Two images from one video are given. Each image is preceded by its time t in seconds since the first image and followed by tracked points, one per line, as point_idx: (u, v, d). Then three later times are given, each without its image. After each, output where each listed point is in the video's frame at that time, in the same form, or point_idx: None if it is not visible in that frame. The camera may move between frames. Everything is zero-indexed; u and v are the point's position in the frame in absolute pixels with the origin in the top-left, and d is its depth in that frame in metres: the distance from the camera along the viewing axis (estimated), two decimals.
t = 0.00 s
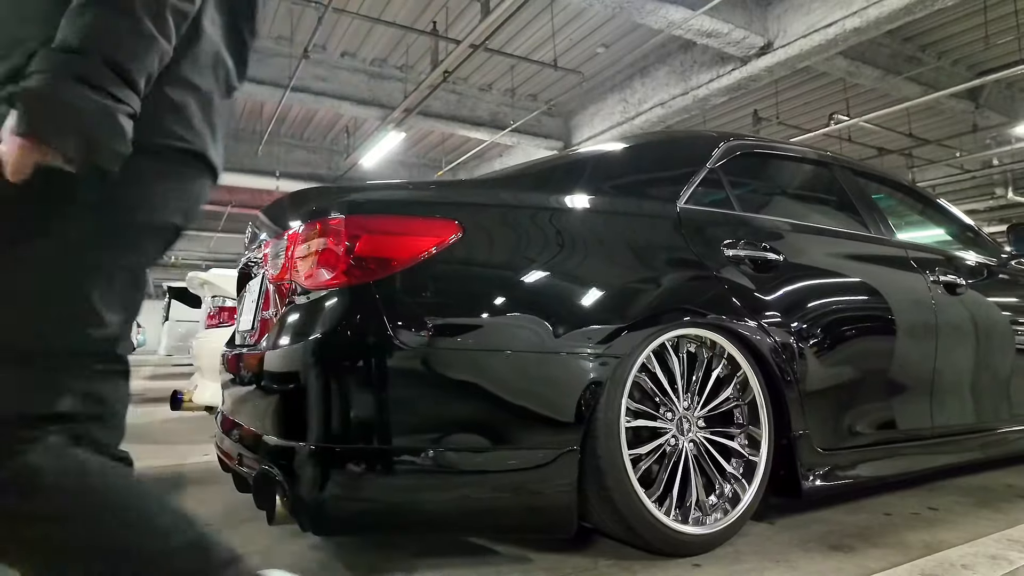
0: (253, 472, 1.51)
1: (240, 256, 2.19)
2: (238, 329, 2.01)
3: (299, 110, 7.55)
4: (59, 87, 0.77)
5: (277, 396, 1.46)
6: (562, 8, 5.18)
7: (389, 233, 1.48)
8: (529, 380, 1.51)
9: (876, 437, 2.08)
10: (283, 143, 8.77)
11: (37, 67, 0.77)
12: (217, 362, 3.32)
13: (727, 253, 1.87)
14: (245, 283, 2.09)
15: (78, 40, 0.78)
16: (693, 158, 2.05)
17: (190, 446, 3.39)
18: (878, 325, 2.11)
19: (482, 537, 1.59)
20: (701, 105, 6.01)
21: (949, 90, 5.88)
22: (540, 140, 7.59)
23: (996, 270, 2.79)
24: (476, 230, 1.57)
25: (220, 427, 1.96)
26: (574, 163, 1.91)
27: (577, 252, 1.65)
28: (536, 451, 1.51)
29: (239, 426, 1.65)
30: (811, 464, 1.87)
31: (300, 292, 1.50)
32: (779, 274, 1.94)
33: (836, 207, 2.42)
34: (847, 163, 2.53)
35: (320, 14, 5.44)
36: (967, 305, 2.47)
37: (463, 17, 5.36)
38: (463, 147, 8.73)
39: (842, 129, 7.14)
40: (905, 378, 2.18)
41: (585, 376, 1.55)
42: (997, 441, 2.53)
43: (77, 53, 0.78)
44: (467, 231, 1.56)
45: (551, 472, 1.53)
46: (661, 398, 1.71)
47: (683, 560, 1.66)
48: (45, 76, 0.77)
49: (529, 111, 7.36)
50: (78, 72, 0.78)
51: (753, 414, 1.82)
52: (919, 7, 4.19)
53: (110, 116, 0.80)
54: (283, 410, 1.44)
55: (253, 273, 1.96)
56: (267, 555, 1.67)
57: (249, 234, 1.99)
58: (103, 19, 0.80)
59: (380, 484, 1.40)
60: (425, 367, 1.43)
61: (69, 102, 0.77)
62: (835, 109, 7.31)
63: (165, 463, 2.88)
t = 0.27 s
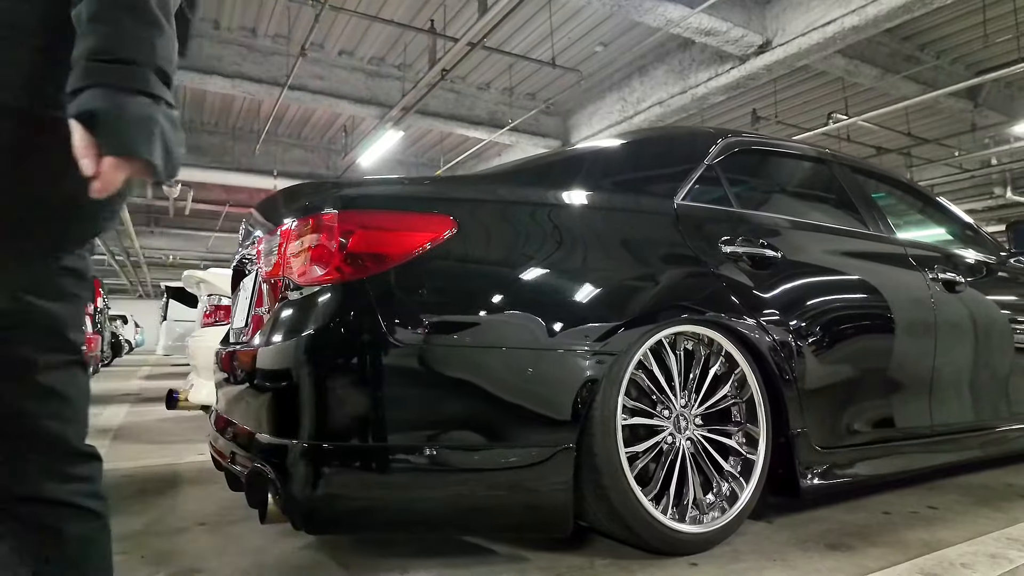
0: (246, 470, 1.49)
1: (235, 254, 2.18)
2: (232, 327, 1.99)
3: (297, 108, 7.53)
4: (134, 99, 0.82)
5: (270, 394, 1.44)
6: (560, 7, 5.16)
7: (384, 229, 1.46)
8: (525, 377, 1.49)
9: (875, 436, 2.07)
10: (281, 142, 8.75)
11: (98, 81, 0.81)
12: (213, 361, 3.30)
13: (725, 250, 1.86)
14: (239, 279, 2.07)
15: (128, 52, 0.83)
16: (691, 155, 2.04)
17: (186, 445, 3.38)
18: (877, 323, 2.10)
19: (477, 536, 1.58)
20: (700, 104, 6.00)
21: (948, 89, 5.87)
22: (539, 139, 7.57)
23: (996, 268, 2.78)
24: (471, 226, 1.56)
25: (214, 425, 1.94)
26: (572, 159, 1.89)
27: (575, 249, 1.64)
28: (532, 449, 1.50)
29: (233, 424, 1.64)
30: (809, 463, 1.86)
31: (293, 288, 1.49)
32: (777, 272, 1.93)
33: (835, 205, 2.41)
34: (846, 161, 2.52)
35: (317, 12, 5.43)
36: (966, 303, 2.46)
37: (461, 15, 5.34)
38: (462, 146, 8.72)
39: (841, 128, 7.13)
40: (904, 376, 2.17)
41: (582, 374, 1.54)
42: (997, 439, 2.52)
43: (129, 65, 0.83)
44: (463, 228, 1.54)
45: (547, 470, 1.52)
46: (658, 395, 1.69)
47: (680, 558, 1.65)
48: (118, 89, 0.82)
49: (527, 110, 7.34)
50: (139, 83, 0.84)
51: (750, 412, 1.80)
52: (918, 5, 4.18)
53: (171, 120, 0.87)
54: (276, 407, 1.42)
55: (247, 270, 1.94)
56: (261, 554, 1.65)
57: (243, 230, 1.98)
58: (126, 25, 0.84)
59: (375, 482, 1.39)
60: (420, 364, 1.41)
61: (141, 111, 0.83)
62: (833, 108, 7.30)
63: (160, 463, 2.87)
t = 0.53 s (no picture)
0: (240, 467, 1.48)
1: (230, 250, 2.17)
2: (227, 324, 1.98)
3: (295, 107, 7.52)
4: (180, 89, 0.85)
5: (264, 391, 1.43)
6: (557, 6, 5.16)
7: (379, 224, 1.45)
8: (521, 374, 1.48)
9: (872, 433, 2.06)
10: (278, 141, 8.74)
11: (141, 75, 0.82)
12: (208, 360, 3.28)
13: (722, 247, 1.85)
14: (233, 277, 2.06)
15: (163, 39, 0.84)
16: (688, 152, 2.03)
17: (182, 444, 3.36)
18: (875, 321, 2.10)
19: (472, 533, 1.57)
20: (698, 102, 6.00)
21: (946, 88, 5.87)
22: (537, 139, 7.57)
23: (993, 266, 2.77)
24: (467, 222, 1.55)
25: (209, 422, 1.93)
26: (569, 155, 1.88)
27: (572, 245, 1.63)
28: (528, 445, 1.49)
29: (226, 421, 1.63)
30: (807, 460, 1.85)
31: (287, 283, 1.48)
32: (775, 269, 1.92)
33: (833, 203, 2.40)
34: (844, 158, 2.51)
35: (314, 10, 5.41)
36: (964, 301, 2.45)
37: (459, 13, 5.34)
38: (460, 146, 8.71)
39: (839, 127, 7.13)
40: (902, 373, 2.16)
41: (578, 371, 1.53)
42: (994, 437, 2.52)
43: (164, 54, 0.84)
44: (460, 223, 1.53)
45: (543, 468, 1.51)
46: (654, 392, 1.68)
47: (677, 556, 1.64)
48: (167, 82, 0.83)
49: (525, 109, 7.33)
50: (179, 73, 0.85)
51: (748, 409, 1.80)
52: (915, 4, 4.18)
53: (211, 100, 0.90)
54: (269, 403, 1.41)
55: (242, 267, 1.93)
56: (255, 553, 1.64)
57: (236, 226, 1.96)
58: (145, 15, 0.84)
59: (370, 479, 1.38)
60: (415, 361, 1.40)
61: (188, 99, 0.85)
62: (832, 107, 7.30)
63: (156, 461, 2.85)
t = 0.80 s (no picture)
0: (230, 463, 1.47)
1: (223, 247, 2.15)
2: (220, 320, 1.97)
3: (291, 106, 7.50)
4: (195, 71, 0.93)
5: (255, 386, 1.42)
6: (554, 4, 5.15)
7: (371, 218, 1.44)
8: (515, 370, 1.47)
9: (868, 431, 2.06)
10: (275, 140, 8.71)
11: (158, 62, 0.89)
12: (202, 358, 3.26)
13: (717, 243, 1.85)
14: (227, 273, 2.05)
15: (166, 22, 0.91)
16: (684, 148, 2.02)
17: (175, 443, 3.34)
18: (871, 318, 2.09)
19: (465, 531, 1.56)
20: (695, 101, 6.00)
21: (942, 87, 5.87)
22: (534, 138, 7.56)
23: (989, 264, 2.77)
24: (461, 217, 1.53)
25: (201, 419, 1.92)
26: (564, 150, 1.87)
27: (567, 241, 1.62)
28: (522, 442, 1.48)
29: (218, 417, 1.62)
30: (802, 457, 1.85)
31: (279, 278, 1.47)
32: (771, 266, 1.92)
33: (830, 201, 2.39)
34: (841, 156, 2.50)
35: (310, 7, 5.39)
36: (960, 298, 2.45)
37: (456, 11, 5.32)
38: (457, 145, 8.70)
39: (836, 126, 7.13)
40: (898, 371, 2.16)
41: (572, 368, 1.52)
42: (990, 435, 2.52)
43: (172, 39, 0.91)
44: (455, 218, 1.52)
45: (537, 464, 1.50)
46: (649, 389, 1.68)
47: (671, 553, 1.64)
48: (180, 62, 0.90)
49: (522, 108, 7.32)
50: (188, 54, 0.93)
51: (742, 406, 1.79)
52: (911, 3, 4.19)
53: (214, 74, 0.98)
54: (260, 399, 1.40)
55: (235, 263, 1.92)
56: (247, 550, 1.63)
57: (229, 222, 1.95)
58: None
59: (362, 476, 1.37)
60: (408, 357, 1.39)
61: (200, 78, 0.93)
62: (828, 106, 7.30)
63: (149, 459, 2.83)
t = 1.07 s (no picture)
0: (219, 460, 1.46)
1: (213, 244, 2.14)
2: (211, 317, 1.96)
3: (285, 104, 7.47)
4: (158, 59, 0.97)
5: (243, 383, 1.42)
6: (549, 2, 5.15)
7: (361, 213, 1.43)
8: (508, 368, 1.46)
9: (861, 427, 2.06)
10: (269, 138, 8.69)
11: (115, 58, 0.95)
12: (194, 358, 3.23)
13: (710, 239, 1.84)
14: (217, 269, 2.04)
15: (121, 7, 0.93)
16: (678, 144, 2.02)
17: (168, 441, 3.32)
18: (864, 315, 2.09)
19: (456, 528, 1.55)
20: (690, 100, 6.01)
21: (935, 87, 5.89)
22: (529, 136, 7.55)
23: (983, 262, 2.78)
24: (453, 212, 1.52)
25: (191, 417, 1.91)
26: (558, 147, 1.86)
27: (560, 237, 1.61)
28: (514, 439, 1.47)
29: (207, 414, 1.61)
30: (794, 454, 1.84)
31: (268, 274, 1.46)
32: (764, 263, 1.91)
33: (825, 199, 2.39)
34: (834, 154, 2.50)
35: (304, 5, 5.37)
36: (952, 296, 2.45)
37: (450, 9, 5.30)
38: (452, 143, 8.68)
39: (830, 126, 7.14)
40: (891, 368, 2.16)
41: (565, 365, 1.51)
42: (983, 432, 2.52)
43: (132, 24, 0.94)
44: (447, 214, 1.51)
45: (528, 461, 1.49)
46: (641, 385, 1.67)
47: (664, 551, 1.63)
48: (139, 50, 0.94)
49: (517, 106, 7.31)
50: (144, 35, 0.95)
51: (735, 402, 1.79)
52: (905, 3, 4.20)
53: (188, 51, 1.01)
54: (248, 396, 1.39)
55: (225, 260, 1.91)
56: (237, 548, 1.62)
57: (219, 218, 1.93)
58: None
59: (352, 474, 1.36)
60: (399, 353, 1.38)
61: (155, 61, 0.97)
62: (823, 106, 7.32)
63: (140, 458, 2.82)
